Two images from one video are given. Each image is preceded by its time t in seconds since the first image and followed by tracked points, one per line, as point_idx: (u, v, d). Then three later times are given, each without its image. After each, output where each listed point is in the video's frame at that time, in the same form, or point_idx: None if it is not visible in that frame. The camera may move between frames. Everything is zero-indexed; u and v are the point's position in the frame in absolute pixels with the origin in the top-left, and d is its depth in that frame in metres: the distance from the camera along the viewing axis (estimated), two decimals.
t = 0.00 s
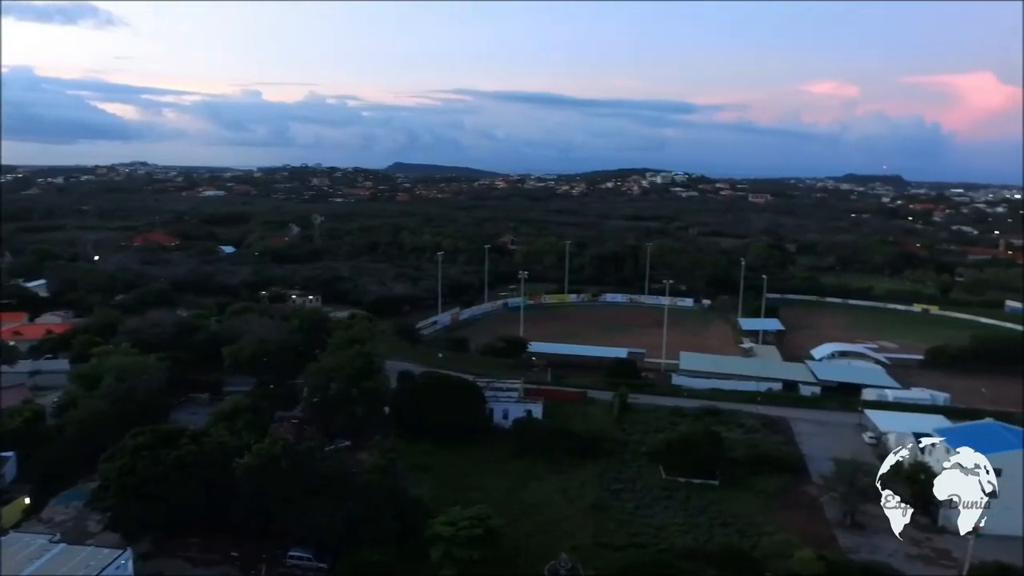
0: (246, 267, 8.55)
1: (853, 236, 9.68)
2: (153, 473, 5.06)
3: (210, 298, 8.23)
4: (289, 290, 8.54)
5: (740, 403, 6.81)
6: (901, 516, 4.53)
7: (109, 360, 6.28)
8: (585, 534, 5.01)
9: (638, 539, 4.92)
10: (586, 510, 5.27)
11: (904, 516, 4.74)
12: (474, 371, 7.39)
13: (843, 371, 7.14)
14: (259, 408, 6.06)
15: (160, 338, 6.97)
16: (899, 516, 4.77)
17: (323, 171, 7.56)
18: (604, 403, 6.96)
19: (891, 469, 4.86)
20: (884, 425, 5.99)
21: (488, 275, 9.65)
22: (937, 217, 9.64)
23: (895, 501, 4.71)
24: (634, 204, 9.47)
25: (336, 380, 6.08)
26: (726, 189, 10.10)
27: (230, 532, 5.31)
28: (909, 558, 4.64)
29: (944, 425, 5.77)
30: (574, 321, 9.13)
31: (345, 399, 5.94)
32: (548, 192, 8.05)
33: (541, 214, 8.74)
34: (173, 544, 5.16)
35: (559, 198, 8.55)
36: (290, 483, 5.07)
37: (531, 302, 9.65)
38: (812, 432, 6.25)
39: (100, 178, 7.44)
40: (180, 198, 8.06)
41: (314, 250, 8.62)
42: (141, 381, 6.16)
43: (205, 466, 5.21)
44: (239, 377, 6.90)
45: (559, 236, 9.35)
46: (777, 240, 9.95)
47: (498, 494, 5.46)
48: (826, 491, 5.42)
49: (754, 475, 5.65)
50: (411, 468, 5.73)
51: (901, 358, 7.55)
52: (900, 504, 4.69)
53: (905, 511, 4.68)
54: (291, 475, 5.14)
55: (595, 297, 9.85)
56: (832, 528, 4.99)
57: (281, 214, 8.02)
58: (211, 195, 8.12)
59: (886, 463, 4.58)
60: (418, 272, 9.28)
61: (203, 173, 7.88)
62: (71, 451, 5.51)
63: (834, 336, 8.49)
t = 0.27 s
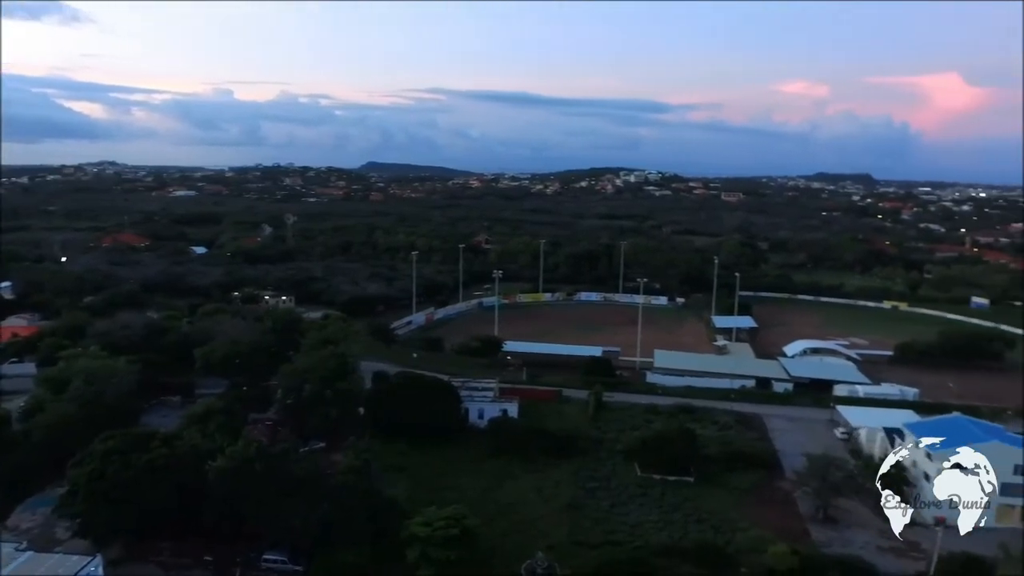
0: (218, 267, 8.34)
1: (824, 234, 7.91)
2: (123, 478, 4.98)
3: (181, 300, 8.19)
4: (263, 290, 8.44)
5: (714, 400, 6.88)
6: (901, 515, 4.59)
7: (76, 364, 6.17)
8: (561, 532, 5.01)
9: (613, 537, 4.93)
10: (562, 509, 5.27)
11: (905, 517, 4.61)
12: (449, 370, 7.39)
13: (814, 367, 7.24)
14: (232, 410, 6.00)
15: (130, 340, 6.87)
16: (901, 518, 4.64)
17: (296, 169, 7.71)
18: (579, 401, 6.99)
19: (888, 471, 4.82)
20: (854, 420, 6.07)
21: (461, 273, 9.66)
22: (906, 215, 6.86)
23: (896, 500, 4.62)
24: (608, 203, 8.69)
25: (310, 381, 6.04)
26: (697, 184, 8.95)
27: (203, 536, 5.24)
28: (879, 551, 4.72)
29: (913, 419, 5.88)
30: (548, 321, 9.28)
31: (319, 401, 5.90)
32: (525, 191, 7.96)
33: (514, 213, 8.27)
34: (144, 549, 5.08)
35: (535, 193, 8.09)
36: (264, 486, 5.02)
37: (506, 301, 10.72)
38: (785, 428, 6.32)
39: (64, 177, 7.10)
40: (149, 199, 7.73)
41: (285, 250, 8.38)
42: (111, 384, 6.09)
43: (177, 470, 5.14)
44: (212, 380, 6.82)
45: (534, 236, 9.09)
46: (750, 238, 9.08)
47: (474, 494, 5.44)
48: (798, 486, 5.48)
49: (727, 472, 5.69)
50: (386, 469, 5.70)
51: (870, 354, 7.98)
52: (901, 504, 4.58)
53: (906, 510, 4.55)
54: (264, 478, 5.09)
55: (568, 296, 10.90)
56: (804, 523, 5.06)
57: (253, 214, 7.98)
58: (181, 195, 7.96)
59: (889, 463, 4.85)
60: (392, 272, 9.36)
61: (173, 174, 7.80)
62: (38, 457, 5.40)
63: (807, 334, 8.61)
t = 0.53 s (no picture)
0: (189, 268, 8.19)
1: (796, 233, 9.07)
2: (92, 483, 4.89)
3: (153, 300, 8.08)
4: (236, 291, 8.43)
5: (687, 398, 6.94)
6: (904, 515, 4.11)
7: (43, 367, 6.06)
8: (538, 531, 5.01)
9: (589, 535, 4.94)
10: (538, 508, 5.27)
11: (905, 518, 4.28)
12: (424, 370, 7.38)
13: (785, 364, 7.35)
14: (205, 413, 5.94)
15: (99, 343, 6.68)
16: (901, 519, 4.30)
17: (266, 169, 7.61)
18: (554, 400, 7.01)
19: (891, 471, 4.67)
20: (827, 416, 6.17)
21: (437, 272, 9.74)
22: (875, 213, 9.25)
23: (895, 499, 4.31)
24: (580, 204, 8.38)
25: (284, 383, 6.00)
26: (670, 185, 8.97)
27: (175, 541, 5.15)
28: (851, 545, 4.79)
29: (884, 414, 5.98)
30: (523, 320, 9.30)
31: (292, 403, 5.90)
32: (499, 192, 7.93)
33: (490, 213, 8.25)
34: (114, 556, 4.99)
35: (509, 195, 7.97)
36: (238, 489, 4.96)
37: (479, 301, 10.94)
38: (759, 425, 6.39)
39: (29, 177, 7.10)
40: (118, 199, 7.68)
41: (258, 251, 8.18)
42: (79, 389, 5.98)
43: (148, 474, 5.06)
44: (183, 383, 6.90)
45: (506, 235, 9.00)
46: (724, 238, 9.38)
47: (450, 494, 5.43)
48: (771, 482, 5.54)
49: (702, 469, 5.74)
50: (361, 471, 5.66)
51: (841, 350, 8.12)
52: (901, 504, 4.27)
53: (907, 510, 4.23)
54: (238, 480, 5.03)
55: (543, 296, 10.76)
56: (779, 518, 5.10)
57: (224, 215, 7.86)
58: (151, 196, 7.85)
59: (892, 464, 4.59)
60: (366, 271, 9.23)
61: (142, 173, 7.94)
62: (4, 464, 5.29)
63: (779, 332, 8.72)
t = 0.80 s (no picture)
0: (162, 269, 8.19)
1: (770, 231, 9.30)
2: (63, 488, 4.80)
3: (123, 303, 8.10)
4: (210, 292, 8.53)
5: (664, 396, 6.98)
6: (902, 517, 3.66)
7: (11, 371, 5.94)
8: (516, 530, 5.00)
9: (568, 534, 4.94)
10: (516, 507, 5.26)
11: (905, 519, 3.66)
12: (402, 371, 7.36)
13: (761, 362, 7.42)
14: (179, 415, 5.87)
15: (70, 346, 6.62)
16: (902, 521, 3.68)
17: (242, 170, 7.34)
18: (532, 400, 7.01)
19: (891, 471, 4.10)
20: (802, 412, 6.23)
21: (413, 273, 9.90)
22: (848, 211, 8.94)
23: (894, 498, 3.70)
24: (556, 203, 8.24)
25: (259, 384, 5.94)
26: (647, 184, 8.48)
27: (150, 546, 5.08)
28: (825, 539, 4.84)
29: (857, 410, 6.05)
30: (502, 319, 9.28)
31: (269, 404, 5.85)
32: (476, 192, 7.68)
33: (465, 213, 8.24)
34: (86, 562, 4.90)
35: (485, 194, 7.79)
36: (213, 492, 4.89)
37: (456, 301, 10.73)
38: (735, 422, 6.44)
39: None
40: (88, 200, 7.32)
41: (233, 252, 8.22)
42: (50, 392, 5.88)
43: (120, 479, 4.98)
44: (157, 385, 6.82)
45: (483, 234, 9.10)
46: (699, 237, 9.74)
47: (428, 495, 5.40)
48: (747, 478, 5.59)
49: (678, 466, 5.77)
50: (338, 472, 5.62)
51: (816, 348, 8.15)
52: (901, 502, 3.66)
53: (908, 509, 3.61)
54: (213, 484, 4.96)
55: (519, 294, 10.96)
56: (755, 514, 5.13)
57: (197, 216, 7.68)
58: (122, 196, 7.47)
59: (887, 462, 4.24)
60: (342, 272, 9.37)
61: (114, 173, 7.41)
62: None
63: (754, 329, 8.80)
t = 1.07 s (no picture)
0: (138, 270, 8.32)
1: (749, 231, 9.16)
2: (38, 492, 4.72)
3: (98, 304, 7.90)
4: (188, 293, 8.48)
5: (646, 394, 7.01)
6: (901, 516, 3.93)
7: None
8: (499, 529, 5.00)
9: (551, 532, 4.94)
10: (498, 506, 5.26)
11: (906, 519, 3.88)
12: (383, 371, 7.34)
13: (741, 360, 7.48)
14: (158, 418, 5.81)
15: (46, 348, 6.52)
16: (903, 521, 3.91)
17: (217, 170, 7.33)
18: (514, 399, 7.02)
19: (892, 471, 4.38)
20: (781, 410, 6.29)
21: (394, 274, 10.20)
22: (826, 211, 9.00)
23: (896, 499, 3.95)
24: (537, 202, 8.50)
25: (240, 385, 5.89)
26: (626, 182, 8.64)
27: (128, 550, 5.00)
28: (805, 535, 4.89)
29: (836, 408, 6.12)
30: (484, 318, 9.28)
31: (249, 405, 5.81)
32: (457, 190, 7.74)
33: (447, 212, 8.59)
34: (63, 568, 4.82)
35: (465, 193, 7.96)
36: (194, 494, 4.84)
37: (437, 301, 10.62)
38: (715, 420, 6.49)
39: None
40: (64, 201, 7.34)
41: (211, 252, 8.58)
42: (25, 395, 5.78)
43: (98, 482, 4.91)
44: (134, 388, 6.74)
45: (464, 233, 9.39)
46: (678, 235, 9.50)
47: (410, 495, 5.39)
48: (728, 476, 5.62)
49: (660, 463, 5.80)
50: (319, 473, 5.59)
51: (795, 345, 8.21)
52: (902, 503, 3.92)
53: (907, 510, 3.85)
54: (193, 486, 4.90)
55: (500, 294, 11.06)
56: (736, 511, 5.16)
57: (176, 215, 7.85)
58: (98, 196, 7.68)
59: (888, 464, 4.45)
60: (322, 272, 9.62)
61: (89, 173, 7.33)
62: None
63: (734, 327, 8.87)
